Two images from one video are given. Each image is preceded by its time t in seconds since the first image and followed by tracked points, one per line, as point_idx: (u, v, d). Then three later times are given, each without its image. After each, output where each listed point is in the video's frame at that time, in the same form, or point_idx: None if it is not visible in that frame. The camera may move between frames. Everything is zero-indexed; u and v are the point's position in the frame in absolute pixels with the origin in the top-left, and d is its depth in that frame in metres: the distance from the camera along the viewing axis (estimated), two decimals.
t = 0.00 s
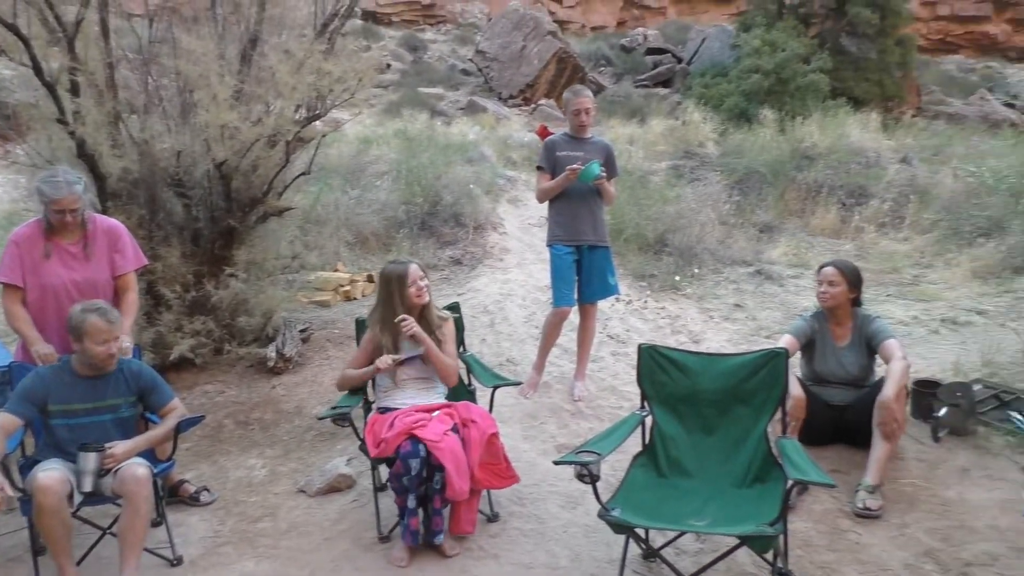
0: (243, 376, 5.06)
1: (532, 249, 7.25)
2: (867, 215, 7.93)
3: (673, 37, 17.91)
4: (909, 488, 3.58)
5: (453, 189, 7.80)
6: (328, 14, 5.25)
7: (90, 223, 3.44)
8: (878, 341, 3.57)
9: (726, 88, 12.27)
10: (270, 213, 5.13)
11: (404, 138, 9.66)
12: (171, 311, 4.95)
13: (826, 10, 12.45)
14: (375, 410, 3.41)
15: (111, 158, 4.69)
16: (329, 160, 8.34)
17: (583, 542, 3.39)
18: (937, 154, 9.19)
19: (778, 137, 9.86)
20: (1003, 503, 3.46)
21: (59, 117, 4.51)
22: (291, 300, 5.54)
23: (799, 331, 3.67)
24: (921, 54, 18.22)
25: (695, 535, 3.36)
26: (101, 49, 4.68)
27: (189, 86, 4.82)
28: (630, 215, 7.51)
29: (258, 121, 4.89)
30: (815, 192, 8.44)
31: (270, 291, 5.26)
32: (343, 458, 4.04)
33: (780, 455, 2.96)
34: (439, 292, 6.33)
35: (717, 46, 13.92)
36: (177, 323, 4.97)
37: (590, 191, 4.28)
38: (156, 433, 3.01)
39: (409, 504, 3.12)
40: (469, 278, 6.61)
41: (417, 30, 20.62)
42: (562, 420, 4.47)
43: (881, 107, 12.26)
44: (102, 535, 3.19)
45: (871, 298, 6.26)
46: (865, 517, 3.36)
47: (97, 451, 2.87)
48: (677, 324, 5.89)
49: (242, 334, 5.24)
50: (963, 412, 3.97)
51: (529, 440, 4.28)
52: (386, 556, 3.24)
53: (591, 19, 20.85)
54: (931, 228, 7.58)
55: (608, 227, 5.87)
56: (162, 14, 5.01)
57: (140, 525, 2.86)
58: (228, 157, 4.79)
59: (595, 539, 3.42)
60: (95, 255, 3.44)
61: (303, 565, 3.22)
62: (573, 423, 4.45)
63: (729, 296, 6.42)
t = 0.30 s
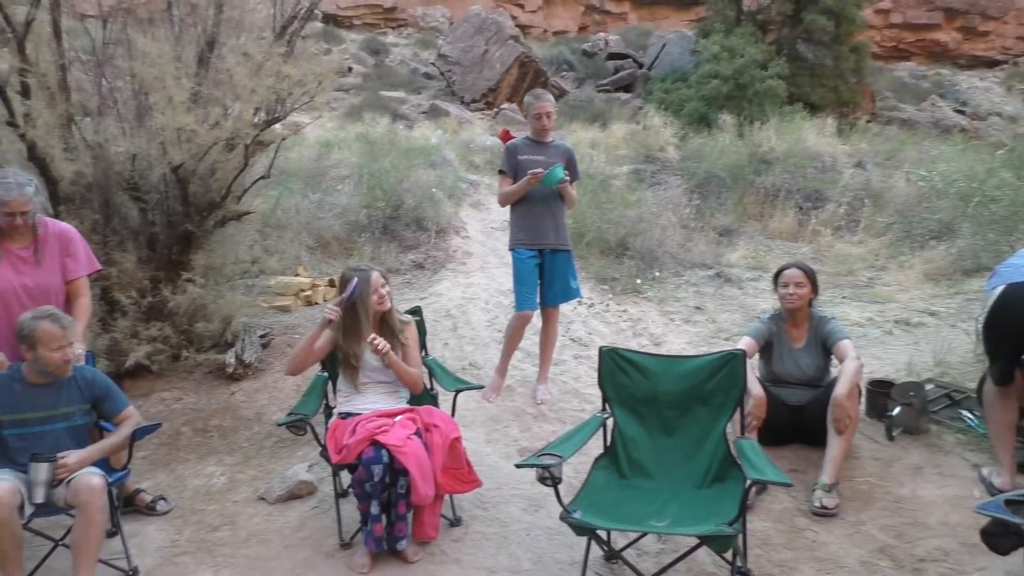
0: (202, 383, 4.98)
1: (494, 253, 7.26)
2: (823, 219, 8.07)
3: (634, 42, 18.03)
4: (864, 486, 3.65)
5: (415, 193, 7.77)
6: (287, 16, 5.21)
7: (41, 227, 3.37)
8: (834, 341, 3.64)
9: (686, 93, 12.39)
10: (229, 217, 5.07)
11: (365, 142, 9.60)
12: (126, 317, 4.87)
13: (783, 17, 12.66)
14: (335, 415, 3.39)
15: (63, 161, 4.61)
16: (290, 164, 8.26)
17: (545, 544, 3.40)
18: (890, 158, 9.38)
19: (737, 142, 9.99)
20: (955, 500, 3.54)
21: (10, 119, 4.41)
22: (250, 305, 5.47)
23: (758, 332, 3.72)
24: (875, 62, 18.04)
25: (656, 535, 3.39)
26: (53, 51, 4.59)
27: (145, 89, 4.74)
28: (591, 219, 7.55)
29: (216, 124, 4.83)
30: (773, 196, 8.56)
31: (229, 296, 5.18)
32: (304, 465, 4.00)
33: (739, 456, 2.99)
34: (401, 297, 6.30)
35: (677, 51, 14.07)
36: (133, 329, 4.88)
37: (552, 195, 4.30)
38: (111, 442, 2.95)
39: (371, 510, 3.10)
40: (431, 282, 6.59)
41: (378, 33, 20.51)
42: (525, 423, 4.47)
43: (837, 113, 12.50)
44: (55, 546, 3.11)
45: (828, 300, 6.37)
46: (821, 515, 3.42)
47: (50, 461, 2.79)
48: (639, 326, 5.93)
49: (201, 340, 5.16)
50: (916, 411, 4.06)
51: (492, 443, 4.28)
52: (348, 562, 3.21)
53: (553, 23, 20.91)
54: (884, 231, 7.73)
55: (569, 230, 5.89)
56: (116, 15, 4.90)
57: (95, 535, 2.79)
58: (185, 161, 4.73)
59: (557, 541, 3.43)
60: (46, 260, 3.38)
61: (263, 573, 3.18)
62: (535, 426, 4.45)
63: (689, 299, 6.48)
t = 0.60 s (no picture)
0: (159, 390, 4.90)
1: (457, 256, 7.25)
2: (781, 221, 8.19)
3: (596, 46, 18.14)
4: (821, 484, 3.71)
5: (377, 196, 7.73)
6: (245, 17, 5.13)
7: None
8: (791, 341, 3.69)
9: (647, 97, 12.50)
10: (186, 221, 4.99)
11: (326, 145, 9.54)
12: (80, 322, 4.77)
13: (742, 23, 12.85)
14: (295, 421, 3.35)
15: (14, 163, 4.55)
16: (249, 166, 8.17)
17: (508, 547, 3.40)
18: (847, 162, 9.56)
19: (697, 146, 10.10)
20: (909, 497, 3.62)
21: None
22: (209, 309, 5.39)
23: (716, 333, 3.76)
24: (831, 66, 18.28)
25: (617, 536, 3.41)
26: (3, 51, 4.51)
27: (98, 90, 4.66)
28: (553, 222, 7.58)
29: (172, 126, 4.76)
30: (733, 199, 8.67)
31: (186, 301, 5.10)
32: (264, 471, 3.95)
33: (698, 456, 3.02)
34: (363, 301, 6.26)
35: (639, 55, 14.20)
36: (87, 335, 4.79)
37: (514, 198, 4.31)
38: (63, 450, 2.89)
39: (331, 515, 3.07)
40: (393, 285, 6.56)
41: (340, 36, 20.38)
42: (488, 426, 4.47)
43: (795, 117, 12.71)
44: (5, 559, 3.03)
45: (786, 301, 6.46)
46: (779, 514, 3.47)
47: None
48: (601, 329, 5.96)
49: (158, 346, 5.06)
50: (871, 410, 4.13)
51: (455, 447, 4.27)
52: (308, 568, 3.18)
53: (515, 27, 20.95)
54: (841, 233, 7.88)
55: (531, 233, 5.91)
56: (69, 14, 4.80)
57: (46, 546, 2.73)
58: (140, 163, 4.65)
59: (520, 544, 3.43)
60: None
61: None
62: (498, 429, 4.45)
63: (650, 302, 6.54)
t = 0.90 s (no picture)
0: (114, 395, 4.81)
1: (420, 256, 7.22)
2: (741, 221, 8.29)
3: (558, 47, 18.19)
4: (779, 479, 3.77)
5: (338, 197, 7.66)
6: (201, 14, 5.06)
7: None
8: (749, 338, 3.74)
9: (608, 98, 12.57)
10: (141, 222, 4.91)
11: (286, 145, 9.44)
12: (31, 326, 4.67)
13: (702, 24, 12.99)
14: (254, 424, 3.31)
15: None
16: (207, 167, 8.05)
17: (470, 547, 3.40)
18: (804, 162, 9.71)
19: (658, 146, 10.18)
20: (864, 490, 3.68)
21: None
22: (166, 312, 5.31)
23: (675, 332, 3.80)
24: (789, 67, 18.51)
25: (580, 534, 3.42)
26: None
27: (49, 88, 4.55)
28: (515, 222, 7.58)
29: (125, 126, 4.68)
30: (693, 199, 8.75)
31: (142, 303, 5.01)
32: (223, 475, 3.90)
33: (659, 453, 3.05)
34: (324, 302, 6.20)
35: (600, 56, 14.27)
36: (39, 339, 4.68)
37: (475, 198, 4.31)
38: (14, 457, 2.83)
39: (291, 519, 3.03)
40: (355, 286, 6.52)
41: (300, 35, 20.17)
42: (450, 427, 4.46)
43: (754, 118, 12.87)
44: None
45: (746, 300, 6.55)
46: (739, 510, 3.51)
47: None
48: (564, 328, 5.98)
49: (112, 350, 4.95)
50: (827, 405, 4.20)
51: (417, 448, 4.25)
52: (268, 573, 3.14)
53: (477, 27, 20.93)
54: (798, 232, 8.00)
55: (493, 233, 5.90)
56: (18, 11, 4.68)
57: None
58: (92, 163, 4.56)
59: (482, 544, 3.42)
60: None
61: None
62: (461, 429, 4.44)
63: (612, 301, 6.57)
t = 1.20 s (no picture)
0: (68, 400, 4.70)
1: (382, 257, 7.18)
2: (702, 220, 8.37)
3: (521, 47, 18.19)
4: (739, 475, 3.81)
5: (299, 197, 7.58)
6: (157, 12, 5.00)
7: None
8: (710, 337, 3.78)
9: (571, 98, 12.61)
10: (95, 223, 4.82)
11: (246, 144, 9.33)
12: None
13: (663, 25, 13.10)
14: (213, 428, 3.27)
15: None
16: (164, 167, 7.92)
17: (433, 549, 3.39)
18: (763, 162, 9.83)
19: (621, 146, 10.23)
20: (822, 485, 3.74)
21: None
22: (121, 314, 5.21)
23: (636, 332, 3.82)
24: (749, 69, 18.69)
25: (543, 534, 3.43)
26: None
27: None
28: (478, 222, 7.57)
29: (79, 125, 4.58)
30: (655, 199, 8.81)
31: (97, 306, 4.92)
32: (181, 480, 3.84)
33: (620, 451, 3.06)
34: (285, 303, 6.14)
35: (563, 56, 14.31)
36: None
37: (437, 197, 4.30)
38: None
39: (251, 523, 2.99)
40: (316, 287, 6.46)
41: (260, 33, 19.93)
42: (413, 428, 4.44)
43: (714, 118, 13.01)
44: None
45: (707, 298, 6.61)
46: (700, 506, 3.54)
47: None
48: (526, 328, 5.98)
49: (66, 353, 4.88)
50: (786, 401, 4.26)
51: (379, 450, 4.22)
52: None
53: (440, 27, 20.86)
54: (758, 231, 8.10)
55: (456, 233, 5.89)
56: None
57: None
58: (45, 163, 4.45)
59: (445, 545, 3.42)
60: None
61: None
62: (424, 430, 4.43)
63: (575, 300, 6.60)
